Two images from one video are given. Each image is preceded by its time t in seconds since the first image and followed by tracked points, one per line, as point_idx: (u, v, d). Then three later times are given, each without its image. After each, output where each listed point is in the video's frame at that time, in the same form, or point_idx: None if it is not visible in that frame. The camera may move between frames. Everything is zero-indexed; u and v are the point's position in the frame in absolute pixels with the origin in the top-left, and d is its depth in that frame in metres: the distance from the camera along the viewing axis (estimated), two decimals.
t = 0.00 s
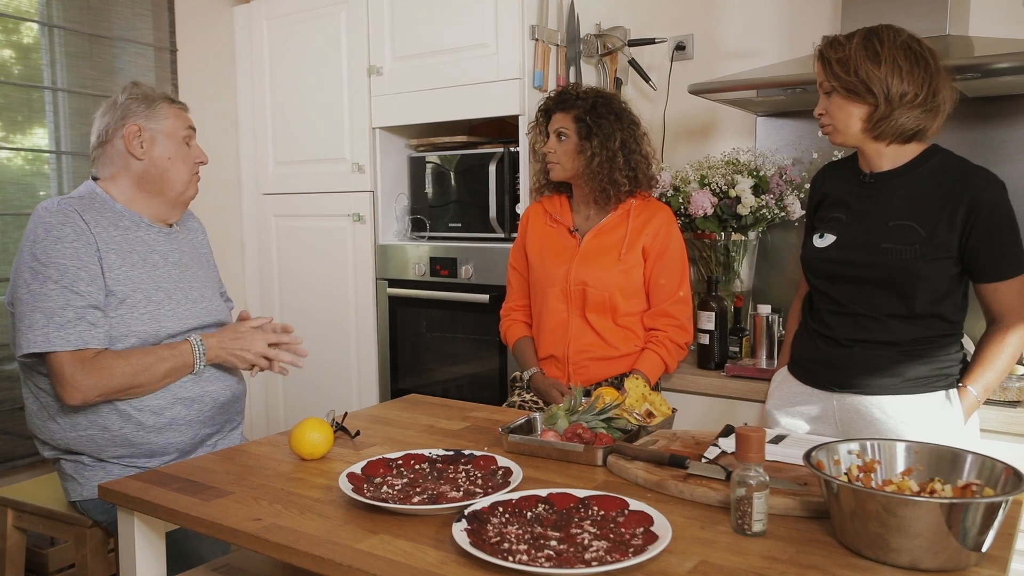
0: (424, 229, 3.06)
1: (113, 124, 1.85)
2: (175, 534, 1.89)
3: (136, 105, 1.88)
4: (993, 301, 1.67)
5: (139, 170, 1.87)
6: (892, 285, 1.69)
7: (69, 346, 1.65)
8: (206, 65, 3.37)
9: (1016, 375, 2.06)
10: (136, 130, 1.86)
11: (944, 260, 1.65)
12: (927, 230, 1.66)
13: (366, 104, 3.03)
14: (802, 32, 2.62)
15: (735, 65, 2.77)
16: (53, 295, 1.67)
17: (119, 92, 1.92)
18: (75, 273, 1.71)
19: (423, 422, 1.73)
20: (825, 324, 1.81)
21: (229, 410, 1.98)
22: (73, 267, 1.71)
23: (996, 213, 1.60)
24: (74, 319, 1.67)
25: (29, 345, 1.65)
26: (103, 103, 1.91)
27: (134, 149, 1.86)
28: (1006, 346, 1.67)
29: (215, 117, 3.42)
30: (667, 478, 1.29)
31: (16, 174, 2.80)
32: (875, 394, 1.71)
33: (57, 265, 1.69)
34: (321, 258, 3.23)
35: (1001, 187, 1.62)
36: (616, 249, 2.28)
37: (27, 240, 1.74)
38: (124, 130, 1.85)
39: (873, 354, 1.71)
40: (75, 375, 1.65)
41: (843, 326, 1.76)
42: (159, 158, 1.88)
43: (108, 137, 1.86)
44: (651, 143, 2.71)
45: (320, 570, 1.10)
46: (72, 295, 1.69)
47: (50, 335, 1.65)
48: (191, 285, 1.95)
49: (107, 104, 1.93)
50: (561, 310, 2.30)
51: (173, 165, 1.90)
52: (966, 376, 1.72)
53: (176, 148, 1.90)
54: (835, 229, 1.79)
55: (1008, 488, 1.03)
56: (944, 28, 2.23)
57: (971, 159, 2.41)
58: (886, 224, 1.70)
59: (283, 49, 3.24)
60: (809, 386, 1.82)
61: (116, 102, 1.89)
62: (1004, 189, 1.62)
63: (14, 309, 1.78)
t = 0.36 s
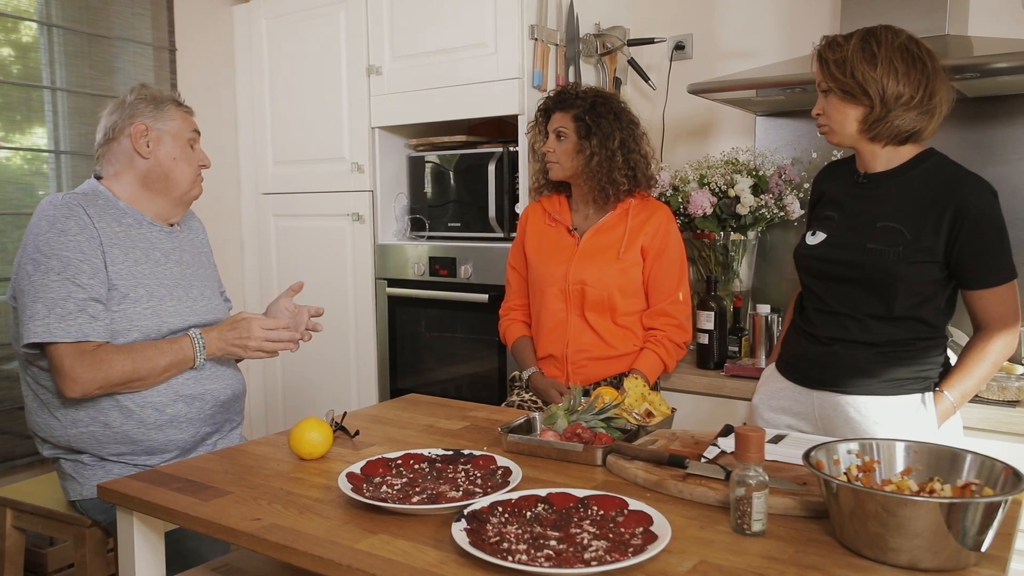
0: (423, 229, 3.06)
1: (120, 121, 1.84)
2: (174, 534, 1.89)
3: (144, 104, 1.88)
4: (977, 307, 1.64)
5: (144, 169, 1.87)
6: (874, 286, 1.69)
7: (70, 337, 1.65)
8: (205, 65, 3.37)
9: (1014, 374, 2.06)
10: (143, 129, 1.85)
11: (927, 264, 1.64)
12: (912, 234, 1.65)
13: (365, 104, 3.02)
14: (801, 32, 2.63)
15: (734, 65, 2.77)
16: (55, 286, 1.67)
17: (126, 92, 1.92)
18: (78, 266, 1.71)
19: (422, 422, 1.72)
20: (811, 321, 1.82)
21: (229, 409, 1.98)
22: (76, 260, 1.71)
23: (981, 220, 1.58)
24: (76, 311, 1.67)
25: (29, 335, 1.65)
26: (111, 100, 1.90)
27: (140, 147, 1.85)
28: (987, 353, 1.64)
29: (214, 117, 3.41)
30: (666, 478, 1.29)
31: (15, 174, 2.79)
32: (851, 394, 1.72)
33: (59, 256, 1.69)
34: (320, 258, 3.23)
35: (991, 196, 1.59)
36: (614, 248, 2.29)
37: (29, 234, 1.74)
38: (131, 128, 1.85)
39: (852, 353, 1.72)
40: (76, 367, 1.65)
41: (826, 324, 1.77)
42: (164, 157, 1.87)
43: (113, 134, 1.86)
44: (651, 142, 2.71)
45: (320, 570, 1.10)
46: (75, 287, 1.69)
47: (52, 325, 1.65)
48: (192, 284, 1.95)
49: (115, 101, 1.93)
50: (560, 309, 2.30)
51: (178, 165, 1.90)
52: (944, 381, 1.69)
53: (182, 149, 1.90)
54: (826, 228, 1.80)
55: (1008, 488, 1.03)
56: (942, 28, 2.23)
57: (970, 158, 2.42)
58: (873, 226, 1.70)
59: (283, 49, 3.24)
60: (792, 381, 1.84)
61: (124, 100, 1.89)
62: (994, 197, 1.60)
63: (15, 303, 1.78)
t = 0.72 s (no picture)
0: (422, 228, 3.05)
1: (121, 123, 1.83)
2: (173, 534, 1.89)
3: (146, 106, 1.87)
4: (965, 308, 1.65)
5: (144, 171, 1.86)
6: (863, 287, 1.69)
7: (76, 339, 1.65)
8: (204, 64, 3.37)
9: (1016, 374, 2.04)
10: (144, 130, 1.84)
11: (916, 266, 1.64)
12: (901, 235, 1.65)
13: (364, 103, 3.02)
14: (801, 31, 2.62)
15: (734, 64, 2.77)
16: (60, 288, 1.66)
17: (129, 92, 1.91)
18: (82, 268, 1.70)
19: (422, 422, 1.72)
20: (800, 320, 1.82)
21: (229, 409, 1.97)
22: (80, 262, 1.70)
23: (970, 223, 1.57)
24: (82, 313, 1.67)
25: (34, 338, 1.64)
26: (113, 100, 1.90)
27: (141, 149, 1.85)
28: (974, 356, 1.65)
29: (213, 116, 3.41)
30: (667, 477, 1.28)
31: (13, 173, 2.79)
32: (839, 394, 1.72)
33: (63, 258, 1.68)
34: (319, 258, 3.23)
35: (981, 198, 1.59)
36: (616, 246, 2.28)
37: (32, 234, 1.73)
38: (132, 130, 1.84)
39: (840, 353, 1.72)
40: (82, 369, 1.64)
41: (815, 324, 1.77)
42: (165, 159, 1.87)
43: (114, 135, 1.85)
44: (650, 142, 2.71)
45: (319, 571, 1.10)
46: (79, 289, 1.68)
47: (57, 329, 1.64)
48: (193, 284, 1.95)
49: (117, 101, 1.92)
50: (559, 309, 2.29)
51: (178, 168, 1.89)
52: (931, 382, 1.70)
53: (183, 153, 1.89)
54: (817, 228, 1.79)
55: (1010, 487, 1.03)
56: (942, 28, 2.22)
57: (970, 158, 2.41)
58: (862, 226, 1.70)
59: (282, 48, 3.23)
60: (781, 381, 1.84)
61: (126, 101, 1.88)
62: (984, 200, 1.59)
63: (18, 304, 1.77)
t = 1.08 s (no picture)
0: (422, 228, 3.05)
1: (126, 121, 1.83)
2: (173, 534, 1.89)
3: (153, 106, 1.87)
4: (971, 301, 1.68)
5: (146, 170, 1.86)
6: (876, 285, 1.69)
7: (73, 339, 1.65)
8: (203, 64, 3.36)
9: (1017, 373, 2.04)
10: (149, 130, 1.84)
11: (927, 259, 1.65)
12: (910, 230, 1.65)
13: (364, 104, 3.02)
14: (801, 31, 2.62)
15: (734, 64, 2.77)
16: (57, 287, 1.66)
17: (137, 90, 1.91)
18: (80, 267, 1.70)
19: (422, 422, 1.72)
20: (810, 322, 1.80)
21: (229, 410, 1.97)
22: (78, 261, 1.70)
23: (978, 213, 1.60)
24: (79, 312, 1.67)
25: (31, 337, 1.64)
26: (119, 98, 1.89)
27: (145, 148, 1.84)
28: (987, 346, 1.69)
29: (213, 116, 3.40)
30: (667, 477, 1.28)
31: (12, 173, 2.78)
32: (861, 393, 1.71)
33: (62, 258, 1.68)
34: (318, 258, 3.23)
35: (983, 189, 1.61)
36: (615, 248, 2.28)
37: (31, 234, 1.73)
38: (137, 129, 1.84)
39: (858, 352, 1.71)
40: (79, 368, 1.64)
41: (827, 325, 1.76)
42: (168, 160, 1.87)
43: (119, 133, 1.85)
44: (650, 141, 2.70)
45: (320, 571, 1.09)
46: (77, 288, 1.68)
47: (55, 328, 1.64)
48: (192, 285, 1.95)
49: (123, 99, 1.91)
50: (560, 310, 2.29)
51: (181, 169, 1.89)
52: (951, 374, 1.73)
53: (187, 154, 1.89)
54: (818, 229, 1.78)
55: (1011, 487, 1.03)
56: (942, 28, 2.22)
57: (970, 157, 2.41)
58: (869, 224, 1.70)
59: (282, 48, 3.23)
60: (797, 385, 1.82)
61: (133, 100, 1.88)
62: (986, 189, 1.62)
63: (16, 303, 1.77)
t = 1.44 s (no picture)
0: (419, 228, 3.05)
1: (131, 120, 1.83)
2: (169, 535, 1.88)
3: (158, 107, 1.87)
4: (992, 290, 1.72)
5: (148, 170, 1.86)
6: (906, 282, 1.69)
7: (71, 333, 1.64)
8: (200, 64, 3.36)
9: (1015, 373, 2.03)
10: (154, 129, 1.84)
11: (951, 251, 1.67)
12: (933, 224, 1.67)
13: (361, 103, 3.02)
14: (799, 31, 2.62)
15: (731, 64, 2.77)
16: (56, 282, 1.66)
17: (143, 92, 1.91)
18: (79, 262, 1.70)
19: (419, 422, 1.71)
20: (836, 326, 1.79)
21: (225, 410, 1.97)
22: (77, 256, 1.70)
23: (996, 202, 1.64)
24: (78, 307, 1.66)
25: (30, 331, 1.63)
26: (124, 98, 1.89)
27: (149, 148, 1.84)
28: (1013, 336, 1.71)
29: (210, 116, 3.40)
30: (664, 477, 1.28)
31: (9, 172, 2.78)
32: (903, 391, 1.70)
33: (61, 252, 1.68)
34: (316, 258, 3.22)
35: (995, 176, 1.66)
36: (613, 249, 2.28)
37: (31, 229, 1.73)
38: (142, 129, 1.83)
39: (896, 351, 1.70)
40: (76, 364, 1.63)
41: (858, 327, 1.74)
42: (171, 161, 1.86)
43: (123, 132, 1.85)
44: (647, 141, 2.70)
45: (316, 572, 1.09)
46: (76, 283, 1.67)
47: (53, 321, 1.63)
48: (190, 284, 1.94)
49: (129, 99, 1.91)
50: (558, 310, 2.29)
51: (183, 171, 1.88)
52: (984, 369, 1.76)
53: (190, 156, 1.89)
54: (835, 231, 1.78)
55: (1008, 488, 1.03)
56: (941, 27, 2.22)
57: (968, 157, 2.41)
58: (890, 222, 1.71)
59: (279, 48, 3.23)
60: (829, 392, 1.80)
61: (138, 100, 1.88)
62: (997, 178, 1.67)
63: (15, 299, 1.77)
